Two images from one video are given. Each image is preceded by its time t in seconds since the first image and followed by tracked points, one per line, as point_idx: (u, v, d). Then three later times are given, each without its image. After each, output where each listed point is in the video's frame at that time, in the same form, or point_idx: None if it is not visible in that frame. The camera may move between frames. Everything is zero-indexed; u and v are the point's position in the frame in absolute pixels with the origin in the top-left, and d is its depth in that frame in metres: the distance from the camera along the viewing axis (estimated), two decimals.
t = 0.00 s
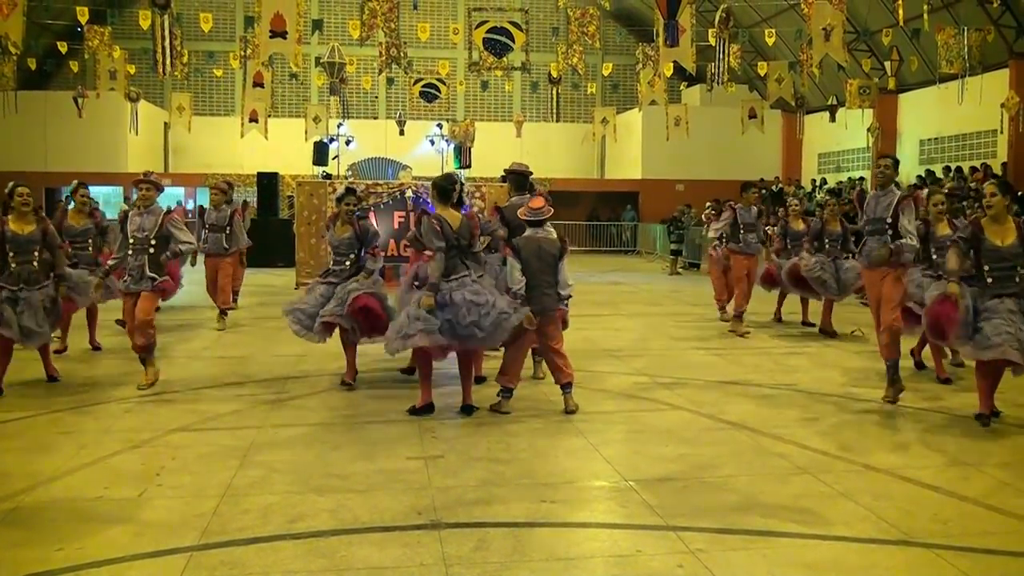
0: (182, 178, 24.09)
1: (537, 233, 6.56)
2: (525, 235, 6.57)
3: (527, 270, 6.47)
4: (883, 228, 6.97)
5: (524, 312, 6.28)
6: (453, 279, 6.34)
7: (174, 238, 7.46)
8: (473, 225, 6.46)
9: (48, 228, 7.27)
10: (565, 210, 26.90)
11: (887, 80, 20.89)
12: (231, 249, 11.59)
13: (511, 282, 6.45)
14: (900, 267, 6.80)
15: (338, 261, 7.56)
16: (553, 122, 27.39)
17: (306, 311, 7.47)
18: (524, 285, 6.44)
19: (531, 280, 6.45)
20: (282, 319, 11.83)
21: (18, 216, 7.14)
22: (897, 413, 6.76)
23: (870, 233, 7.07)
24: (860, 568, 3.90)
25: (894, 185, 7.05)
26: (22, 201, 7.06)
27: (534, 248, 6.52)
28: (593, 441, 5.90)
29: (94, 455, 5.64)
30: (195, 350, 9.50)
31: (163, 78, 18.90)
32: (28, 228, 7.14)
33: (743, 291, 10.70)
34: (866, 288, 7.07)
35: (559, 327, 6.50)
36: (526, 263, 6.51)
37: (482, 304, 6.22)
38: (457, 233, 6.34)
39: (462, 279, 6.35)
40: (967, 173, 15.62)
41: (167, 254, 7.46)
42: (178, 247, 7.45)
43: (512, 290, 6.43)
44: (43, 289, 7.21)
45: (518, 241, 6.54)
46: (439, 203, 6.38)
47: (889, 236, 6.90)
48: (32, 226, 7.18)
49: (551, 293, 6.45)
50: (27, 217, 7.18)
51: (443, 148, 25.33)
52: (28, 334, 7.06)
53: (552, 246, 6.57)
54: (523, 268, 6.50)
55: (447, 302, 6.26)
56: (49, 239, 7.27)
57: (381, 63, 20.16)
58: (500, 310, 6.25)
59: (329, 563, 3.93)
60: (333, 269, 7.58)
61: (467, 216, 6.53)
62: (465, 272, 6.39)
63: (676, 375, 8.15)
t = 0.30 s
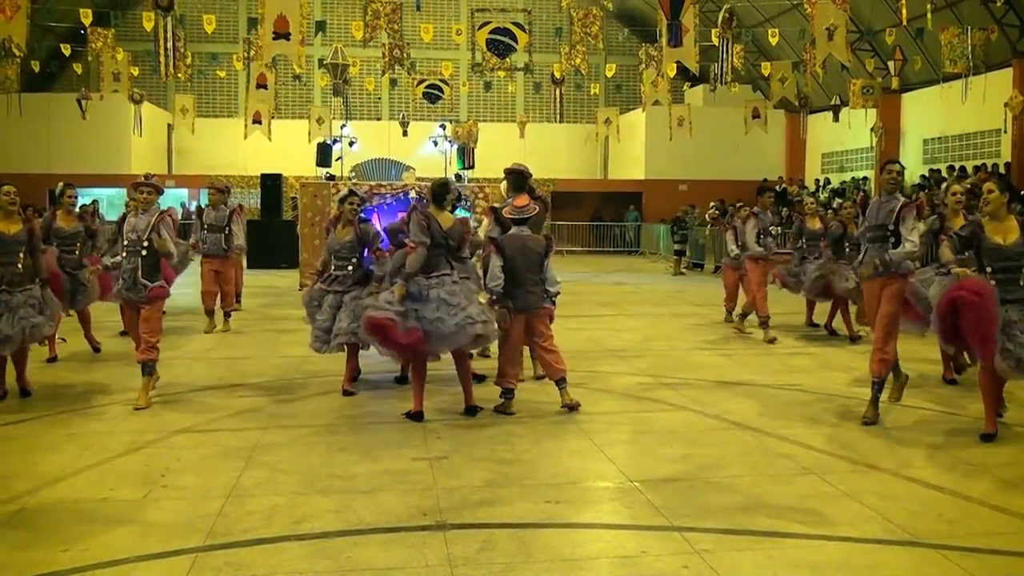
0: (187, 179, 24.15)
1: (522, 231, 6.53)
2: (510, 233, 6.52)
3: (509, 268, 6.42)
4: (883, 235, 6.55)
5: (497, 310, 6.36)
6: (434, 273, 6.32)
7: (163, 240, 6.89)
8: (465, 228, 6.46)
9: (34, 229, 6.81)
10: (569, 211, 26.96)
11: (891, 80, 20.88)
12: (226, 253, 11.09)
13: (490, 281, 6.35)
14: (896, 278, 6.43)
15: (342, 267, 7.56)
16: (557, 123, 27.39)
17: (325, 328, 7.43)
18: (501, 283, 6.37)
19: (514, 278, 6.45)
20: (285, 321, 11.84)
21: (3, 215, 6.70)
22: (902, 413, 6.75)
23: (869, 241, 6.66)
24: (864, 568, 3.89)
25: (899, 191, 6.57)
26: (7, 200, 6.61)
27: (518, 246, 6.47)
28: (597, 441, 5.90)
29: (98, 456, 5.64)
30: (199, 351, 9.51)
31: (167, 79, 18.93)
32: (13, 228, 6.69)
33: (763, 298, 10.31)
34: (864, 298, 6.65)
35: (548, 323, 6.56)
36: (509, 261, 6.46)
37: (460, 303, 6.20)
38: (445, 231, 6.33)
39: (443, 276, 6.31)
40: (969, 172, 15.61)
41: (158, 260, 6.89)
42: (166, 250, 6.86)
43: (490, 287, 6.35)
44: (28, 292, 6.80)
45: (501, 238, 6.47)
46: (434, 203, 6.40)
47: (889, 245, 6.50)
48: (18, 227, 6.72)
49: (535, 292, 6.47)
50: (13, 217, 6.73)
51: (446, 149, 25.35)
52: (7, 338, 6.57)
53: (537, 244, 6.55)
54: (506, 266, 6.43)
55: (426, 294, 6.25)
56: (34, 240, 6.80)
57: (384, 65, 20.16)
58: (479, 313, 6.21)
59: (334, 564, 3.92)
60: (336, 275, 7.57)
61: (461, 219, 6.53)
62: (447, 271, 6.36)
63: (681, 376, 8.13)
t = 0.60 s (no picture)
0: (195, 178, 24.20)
1: (521, 229, 6.44)
2: (512, 229, 6.45)
3: (510, 265, 6.37)
4: (895, 229, 6.25)
5: (513, 303, 6.31)
6: (415, 268, 6.39)
7: (172, 240, 6.88)
8: (461, 230, 6.44)
9: (34, 227, 6.71)
10: (576, 209, 27.09)
11: (899, 77, 20.80)
12: (226, 254, 10.93)
13: (496, 279, 6.33)
14: (902, 273, 6.17)
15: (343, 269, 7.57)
16: (565, 122, 27.36)
17: (334, 326, 7.31)
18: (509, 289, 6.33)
19: (516, 277, 6.38)
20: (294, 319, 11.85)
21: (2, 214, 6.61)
22: (911, 413, 6.71)
23: (879, 235, 6.32)
24: (875, 568, 3.87)
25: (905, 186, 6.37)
26: (7, 198, 6.53)
27: (517, 244, 6.40)
28: (606, 440, 5.88)
29: (107, 454, 5.65)
30: (208, 349, 9.51)
31: (176, 78, 18.98)
32: (14, 228, 6.58)
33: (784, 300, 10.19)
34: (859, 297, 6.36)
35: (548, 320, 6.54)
36: (510, 259, 6.41)
37: (412, 300, 6.23)
38: (434, 230, 6.37)
39: (413, 274, 6.38)
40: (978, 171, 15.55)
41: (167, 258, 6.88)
42: (175, 250, 6.86)
43: (496, 283, 6.32)
44: (28, 291, 6.65)
45: (500, 236, 6.42)
46: (434, 202, 6.45)
47: (903, 240, 6.20)
48: (17, 225, 6.63)
49: (536, 294, 6.41)
50: (13, 215, 6.64)
51: (453, 148, 25.34)
52: (11, 339, 6.40)
53: (538, 243, 6.44)
54: (509, 264, 6.39)
55: (395, 289, 6.35)
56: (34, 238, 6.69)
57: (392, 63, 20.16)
58: (431, 315, 6.18)
59: (343, 562, 3.92)
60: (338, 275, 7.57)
61: (462, 218, 6.53)
62: (425, 268, 6.40)
63: (689, 375, 8.11)
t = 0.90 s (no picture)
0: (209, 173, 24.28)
1: (535, 227, 6.45)
2: (525, 228, 6.45)
3: (520, 263, 6.37)
4: (918, 227, 6.13)
5: (514, 306, 6.33)
6: (419, 268, 6.42)
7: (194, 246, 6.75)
8: (470, 227, 6.39)
9: (42, 223, 6.55)
10: (590, 207, 27.03)
11: (916, 75, 20.67)
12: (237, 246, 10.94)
13: (503, 278, 6.36)
14: (922, 272, 6.06)
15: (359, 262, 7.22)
16: (578, 119, 27.31)
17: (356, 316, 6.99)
18: (519, 285, 6.36)
19: (526, 276, 6.38)
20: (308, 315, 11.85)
21: (11, 208, 6.47)
22: (926, 413, 6.67)
23: (899, 234, 6.17)
24: (890, 570, 3.84)
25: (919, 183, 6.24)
26: (16, 191, 6.36)
27: (530, 241, 6.39)
28: (620, 438, 5.87)
29: (120, 449, 5.66)
30: (221, 345, 9.54)
31: (190, 74, 19.05)
32: (19, 223, 6.44)
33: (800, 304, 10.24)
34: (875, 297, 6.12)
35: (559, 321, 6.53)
36: (520, 257, 6.40)
37: (408, 298, 6.26)
38: (441, 227, 6.36)
39: (418, 271, 6.40)
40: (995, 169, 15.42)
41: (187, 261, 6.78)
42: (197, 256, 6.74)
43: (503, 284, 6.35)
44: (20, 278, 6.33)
45: (513, 234, 6.43)
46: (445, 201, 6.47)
47: (925, 238, 6.11)
48: (23, 220, 6.48)
49: (543, 291, 6.36)
50: (21, 210, 6.50)
51: (467, 145, 25.34)
52: None
53: (550, 241, 6.40)
54: (518, 263, 6.40)
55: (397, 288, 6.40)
56: (42, 235, 6.52)
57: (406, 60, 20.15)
58: (419, 319, 6.16)
59: (357, 559, 3.92)
60: (353, 267, 7.23)
61: (473, 214, 6.52)
62: (430, 266, 6.40)
63: (704, 373, 8.08)
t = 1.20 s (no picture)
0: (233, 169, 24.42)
1: (563, 224, 6.41)
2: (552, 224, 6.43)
3: (546, 259, 6.35)
4: (942, 236, 5.69)
5: (539, 303, 6.31)
6: (457, 267, 6.44)
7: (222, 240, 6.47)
8: (501, 221, 6.40)
9: (54, 222, 6.49)
10: (613, 205, 26.97)
11: (941, 73, 20.48)
12: (259, 242, 10.90)
13: (530, 275, 6.34)
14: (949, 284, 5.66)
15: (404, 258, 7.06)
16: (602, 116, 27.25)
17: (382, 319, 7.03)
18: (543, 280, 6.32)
19: (553, 272, 6.36)
20: (331, 311, 11.91)
21: (22, 205, 6.39)
22: (952, 415, 6.61)
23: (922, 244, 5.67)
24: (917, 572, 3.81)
25: (945, 187, 5.80)
26: (29, 189, 6.25)
27: (557, 238, 6.37)
28: (643, 437, 5.85)
29: (146, 443, 5.71)
30: (245, 340, 9.60)
31: (215, 70, 19.17)
32: (34, 220, 6.38)
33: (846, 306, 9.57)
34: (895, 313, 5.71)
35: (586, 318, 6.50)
36: (547, 253, 6.37)
37: (455, 294, 6.26)
38: (473, 223, 6.38)
39: (459, 268, 6.41)
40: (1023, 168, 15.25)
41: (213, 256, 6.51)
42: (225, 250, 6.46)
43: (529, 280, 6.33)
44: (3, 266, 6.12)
45: (538, 230, 6.40)
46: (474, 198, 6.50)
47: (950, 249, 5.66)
48: (36, 218, 6.41)
49: (569, 283, 6.32)
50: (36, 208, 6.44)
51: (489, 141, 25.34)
52: None
53: (577, 238, 6.38)
54: (545, 260, 6.37)
55: (438, 288, 6.41)
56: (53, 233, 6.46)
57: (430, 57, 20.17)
58: (469, 310, 6.17)
59: (381, 555, 3.93)
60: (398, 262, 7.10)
61: (503, 210, 6.53)
62: (470, 262, 6.41)
63: (727, 372, 8.04)
